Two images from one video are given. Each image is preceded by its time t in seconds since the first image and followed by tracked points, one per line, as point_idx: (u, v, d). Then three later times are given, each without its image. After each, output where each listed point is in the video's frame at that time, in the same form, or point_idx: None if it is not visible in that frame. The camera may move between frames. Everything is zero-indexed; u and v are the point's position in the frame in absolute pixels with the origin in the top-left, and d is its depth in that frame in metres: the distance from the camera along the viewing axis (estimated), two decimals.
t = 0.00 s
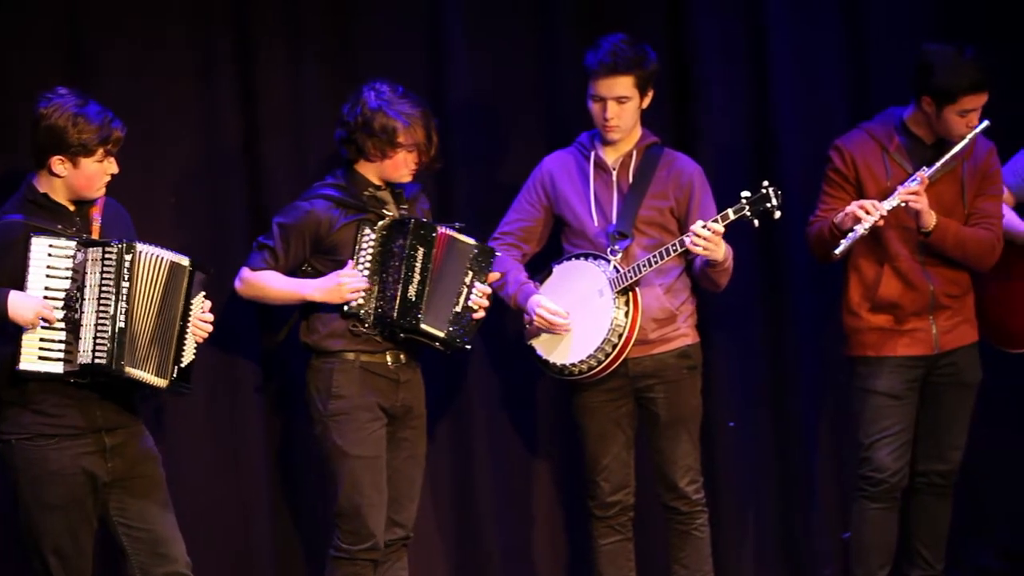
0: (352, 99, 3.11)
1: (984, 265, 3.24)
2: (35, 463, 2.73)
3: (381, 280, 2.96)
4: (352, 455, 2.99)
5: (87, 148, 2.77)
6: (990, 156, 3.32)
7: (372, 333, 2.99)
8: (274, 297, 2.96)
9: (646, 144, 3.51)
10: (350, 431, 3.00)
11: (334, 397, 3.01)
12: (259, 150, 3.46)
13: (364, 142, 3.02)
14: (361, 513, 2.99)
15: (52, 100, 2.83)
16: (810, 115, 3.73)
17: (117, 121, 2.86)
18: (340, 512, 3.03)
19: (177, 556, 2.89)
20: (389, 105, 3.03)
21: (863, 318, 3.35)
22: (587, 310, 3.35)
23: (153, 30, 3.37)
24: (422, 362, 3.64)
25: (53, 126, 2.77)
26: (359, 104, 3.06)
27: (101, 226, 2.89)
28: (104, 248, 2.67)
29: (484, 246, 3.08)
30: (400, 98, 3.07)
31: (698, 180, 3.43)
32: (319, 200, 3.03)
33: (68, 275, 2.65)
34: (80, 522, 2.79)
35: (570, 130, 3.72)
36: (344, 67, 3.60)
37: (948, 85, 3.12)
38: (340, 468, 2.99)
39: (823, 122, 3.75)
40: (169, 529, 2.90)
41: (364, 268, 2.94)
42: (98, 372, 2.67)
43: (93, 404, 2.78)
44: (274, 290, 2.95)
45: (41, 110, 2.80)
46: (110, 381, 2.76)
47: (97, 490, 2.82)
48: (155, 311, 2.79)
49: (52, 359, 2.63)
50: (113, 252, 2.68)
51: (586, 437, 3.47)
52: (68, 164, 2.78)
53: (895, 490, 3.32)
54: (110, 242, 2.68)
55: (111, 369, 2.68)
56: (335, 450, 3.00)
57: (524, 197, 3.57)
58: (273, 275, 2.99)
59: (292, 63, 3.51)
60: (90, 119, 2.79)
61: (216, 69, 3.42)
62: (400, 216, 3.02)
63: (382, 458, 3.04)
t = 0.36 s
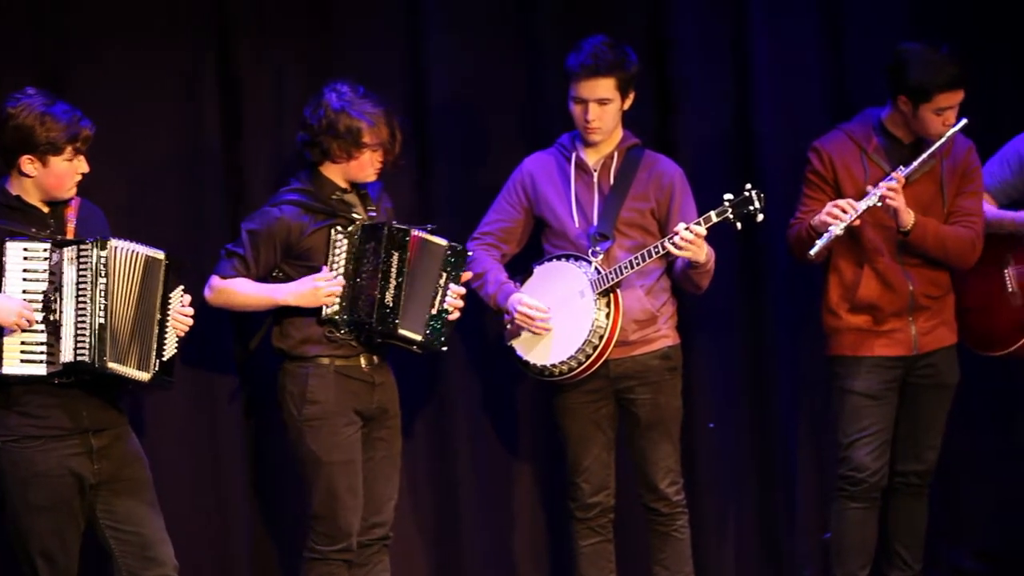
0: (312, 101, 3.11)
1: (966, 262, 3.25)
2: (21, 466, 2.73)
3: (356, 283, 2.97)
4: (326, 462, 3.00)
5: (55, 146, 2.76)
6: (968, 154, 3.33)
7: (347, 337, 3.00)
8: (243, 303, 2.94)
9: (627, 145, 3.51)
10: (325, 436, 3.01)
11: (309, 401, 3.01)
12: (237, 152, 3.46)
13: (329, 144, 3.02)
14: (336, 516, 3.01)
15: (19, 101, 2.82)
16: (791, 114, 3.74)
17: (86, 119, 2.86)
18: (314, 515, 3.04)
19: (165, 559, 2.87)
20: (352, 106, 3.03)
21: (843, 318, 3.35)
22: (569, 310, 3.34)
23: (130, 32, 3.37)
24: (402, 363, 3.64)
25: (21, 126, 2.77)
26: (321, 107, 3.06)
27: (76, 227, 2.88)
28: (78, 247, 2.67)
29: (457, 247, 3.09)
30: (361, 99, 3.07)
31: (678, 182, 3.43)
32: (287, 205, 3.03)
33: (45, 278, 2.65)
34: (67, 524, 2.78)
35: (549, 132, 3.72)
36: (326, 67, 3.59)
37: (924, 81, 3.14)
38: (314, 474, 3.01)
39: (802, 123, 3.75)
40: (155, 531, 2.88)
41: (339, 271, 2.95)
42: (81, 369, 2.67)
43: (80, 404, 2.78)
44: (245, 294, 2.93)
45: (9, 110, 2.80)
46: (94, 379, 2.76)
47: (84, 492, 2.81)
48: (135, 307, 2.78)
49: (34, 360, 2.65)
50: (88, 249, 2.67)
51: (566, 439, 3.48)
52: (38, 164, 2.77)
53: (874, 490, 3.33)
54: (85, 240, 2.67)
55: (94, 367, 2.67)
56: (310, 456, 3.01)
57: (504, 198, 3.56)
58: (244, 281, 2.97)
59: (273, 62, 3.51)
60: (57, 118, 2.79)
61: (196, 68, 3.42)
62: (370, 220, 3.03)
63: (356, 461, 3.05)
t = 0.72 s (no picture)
0: (275, 105, 3.10)
1: (941, 270, 3.25)
2: (7, 467, 2.72)
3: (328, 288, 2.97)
4: (297, 466, 3.01)
5: (28, 142, 2.76)
6: (949, 160, 3.34)
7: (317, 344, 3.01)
8: (218, 301, 2.94)
9: (608, 147, 3.51)
10: (295, 441, 3.01)
11: (280, 406, 3.00)
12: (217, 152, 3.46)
13: (295, 148, 3.02)
14: (304, 520, 3.03)
15: None
16: (772, 117, 3.74)
17: (58, 116, 2.85)
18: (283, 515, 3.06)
19: (147, 561, 2.85)
20: (316, 108, 3.03)
21: (824, 321, 3.35)
22: (551, 310, 3.34)
23: (109, 31, 3.37)
24: (379, 366, 3.63)
25: None
26: (285, 111, 3.05)
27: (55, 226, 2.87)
28: (56, 239, 2.66)
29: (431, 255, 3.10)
30: (323, 100, 3.07)
31: (659, 184, 3.44)
32: (257, 209, 3.02)
33: (25, 272, 2.65)
34: (50, 526, 2.78)
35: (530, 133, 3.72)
36: (307, 67, 3.58)
37: (912, 91, 3.12)
38: (284, 478, 3.02)
39: (782, 125, 3.76)
40: (137, 532, 2.85)
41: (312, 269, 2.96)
42: (67, 361, 2.66)
43: (65, 403, 2.78)
44: (217, 295, 2.93)
45: None
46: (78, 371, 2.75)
47: (67, 494, 2.80)
48: (115, 299, 2.77)
49: (20, 357, 2.65)
50: (65, 241, 2.67)
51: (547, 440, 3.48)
52: (12, 161, 2.77)
53: (854, 491, 3.34)
54: (61, 232, 2.67)
55: (78, 357, 2.66)
56: (282, 461, 3.01)
57: (485, 199, 3.55)
58: (216, 282, 2.97)
59: (254, 62, 3.51)
60: (28, 115, 2.79)
61: (176, 67, 3.42)
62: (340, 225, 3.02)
63: (326, 465, 3.05)
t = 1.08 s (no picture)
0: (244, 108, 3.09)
1: (918, 270, 3.26)
2: None
3: (301, 292, 2.95)
4: (272, 469, 3.01)
5: (8, 141, 2.75)
6: (928, 161, 3.34)
7: (289, 348, 2.99)
8: (190, 300, 2.92)
9: (589, 148, 3.52)
10: (269, 444, 3.01)
11: (253, 410, 3.00)
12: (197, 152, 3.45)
13: (263, 153, 3.01)
14: (280, 521, 3.03)
15: None
16: (749, 117, 3.76)
17: (37, 115, 2.85)
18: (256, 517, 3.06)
19: (126, 561, 2.84)
20: (285, 114, 3.03)
21: (802, 322, 3.35)
22: (530, 311, 3.34)
23: (87, 30, 3.36)
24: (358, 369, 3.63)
25: None
26: (254, 115, 3.05)
27: (37, 228, 2.87)
28: (37, 243, 2.66)
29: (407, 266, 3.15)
30: (292, 104, 3.06)
31: (639, 186, 3.44)
32: (231, 211, 3.03)
33: (5, 276, 2.65)
34: (29, 528, 2.78)
35: (509, 134, 3.72)
36: (286, 67, 3.58)
37: (889, 93, 3.12)
38: (259, 481, 3.02)
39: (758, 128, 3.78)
40: (116, 533, 2.84)
41: (286, 271, 2.93)
42: (45, 364, 2.66)
43: (45, 405, 2.77)
44: (189, 292, 2.92)
45: None
46: (57, 374, 2.75)
47: (46, 494, 2.80)
48: (95, 303, 2.77)
49: None
50: (47, 245, 2.66)
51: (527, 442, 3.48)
52: None
53: (832, 492, 3.35)
54: (43, 236, 2.66)
55: (56, 362, 2.65)
56: (256, 464, 3.01)
57: (466, 200, 3.54)
58: (187, 281, 2.96)
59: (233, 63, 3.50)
60: (8, 114, 2.78)
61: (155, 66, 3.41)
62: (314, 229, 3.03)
63: (300, 467, 3.06)
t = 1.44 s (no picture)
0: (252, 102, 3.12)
1: (898, 271, 3.28)
2: None
3: (273, 287, 2.96)
4: (247, 470, 3.02)
5: None
6: (906, 162, 3.34)
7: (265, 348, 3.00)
8: (159, 305, 2.94)
9: (569, 148, 3.50)
10: (244, 444, 3.01)
11: (227, 410, 3.01)
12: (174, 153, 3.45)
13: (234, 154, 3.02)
14: (257, 522, 3.03)
15: None
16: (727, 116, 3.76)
17: (17, 119, 2.85)
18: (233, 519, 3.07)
19: (101, 563, 2.86)
20: (263, 120, 3.01)
21: (779, 324, 3.37)
22: (512, 313, 3.33)
23: (63, 30, 3.36)
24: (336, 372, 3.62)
25: None
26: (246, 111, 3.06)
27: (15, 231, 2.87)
28: (15, 248, 2.69)
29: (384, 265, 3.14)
30: (285, 120, 3.03)
31: (619, 187, 3.44)
32: (209, 215, 3.02)
33: None
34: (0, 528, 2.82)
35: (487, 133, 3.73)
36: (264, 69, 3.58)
37: (858, 97, 3.13)
38: (234, 482, 3.03)
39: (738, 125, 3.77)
40: (91, 535, 2.87)
41: (257, 284, 2.95)
42: (20, 370, 2.67)
43: (19, 408, 2.81)
44: (159, 298, 2.93)
45: None
46: (32, 379, 2.75)
47: (19, 495, 2.84)
48: (72, 308, 2.77)
49: None
50: (25, 251, 2.69)
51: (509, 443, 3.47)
52: None
53: (812, 492, 3.36)
54: (21, 242, 2.69)
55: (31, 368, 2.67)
56: (231, 465, 3.02)
57: (446, 201, 3.53)
58: (160, 283, 2.97)
59: (210, 62, 3.50)
60: None
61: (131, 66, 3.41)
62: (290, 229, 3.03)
63: (277, 467, 3.06)
